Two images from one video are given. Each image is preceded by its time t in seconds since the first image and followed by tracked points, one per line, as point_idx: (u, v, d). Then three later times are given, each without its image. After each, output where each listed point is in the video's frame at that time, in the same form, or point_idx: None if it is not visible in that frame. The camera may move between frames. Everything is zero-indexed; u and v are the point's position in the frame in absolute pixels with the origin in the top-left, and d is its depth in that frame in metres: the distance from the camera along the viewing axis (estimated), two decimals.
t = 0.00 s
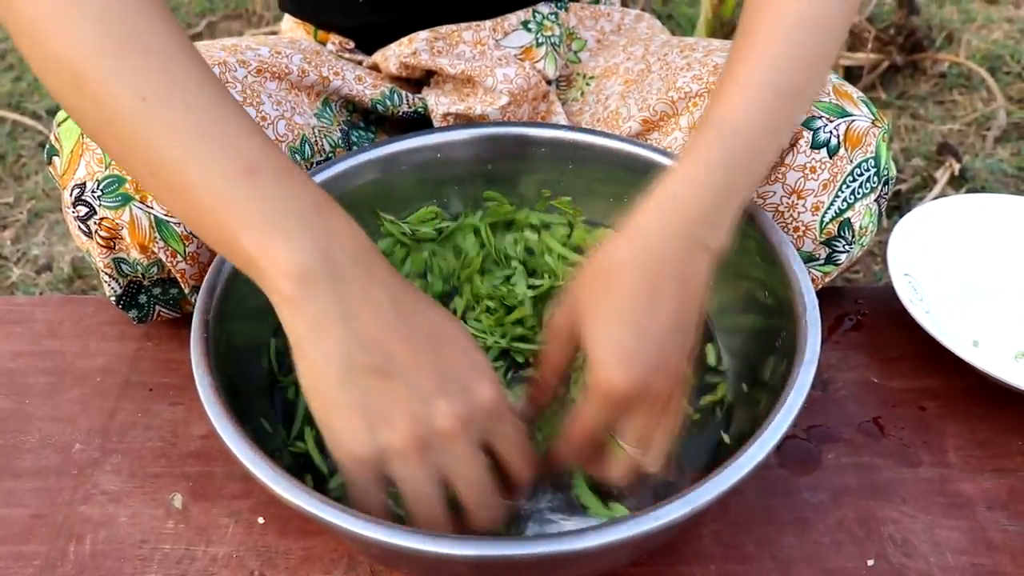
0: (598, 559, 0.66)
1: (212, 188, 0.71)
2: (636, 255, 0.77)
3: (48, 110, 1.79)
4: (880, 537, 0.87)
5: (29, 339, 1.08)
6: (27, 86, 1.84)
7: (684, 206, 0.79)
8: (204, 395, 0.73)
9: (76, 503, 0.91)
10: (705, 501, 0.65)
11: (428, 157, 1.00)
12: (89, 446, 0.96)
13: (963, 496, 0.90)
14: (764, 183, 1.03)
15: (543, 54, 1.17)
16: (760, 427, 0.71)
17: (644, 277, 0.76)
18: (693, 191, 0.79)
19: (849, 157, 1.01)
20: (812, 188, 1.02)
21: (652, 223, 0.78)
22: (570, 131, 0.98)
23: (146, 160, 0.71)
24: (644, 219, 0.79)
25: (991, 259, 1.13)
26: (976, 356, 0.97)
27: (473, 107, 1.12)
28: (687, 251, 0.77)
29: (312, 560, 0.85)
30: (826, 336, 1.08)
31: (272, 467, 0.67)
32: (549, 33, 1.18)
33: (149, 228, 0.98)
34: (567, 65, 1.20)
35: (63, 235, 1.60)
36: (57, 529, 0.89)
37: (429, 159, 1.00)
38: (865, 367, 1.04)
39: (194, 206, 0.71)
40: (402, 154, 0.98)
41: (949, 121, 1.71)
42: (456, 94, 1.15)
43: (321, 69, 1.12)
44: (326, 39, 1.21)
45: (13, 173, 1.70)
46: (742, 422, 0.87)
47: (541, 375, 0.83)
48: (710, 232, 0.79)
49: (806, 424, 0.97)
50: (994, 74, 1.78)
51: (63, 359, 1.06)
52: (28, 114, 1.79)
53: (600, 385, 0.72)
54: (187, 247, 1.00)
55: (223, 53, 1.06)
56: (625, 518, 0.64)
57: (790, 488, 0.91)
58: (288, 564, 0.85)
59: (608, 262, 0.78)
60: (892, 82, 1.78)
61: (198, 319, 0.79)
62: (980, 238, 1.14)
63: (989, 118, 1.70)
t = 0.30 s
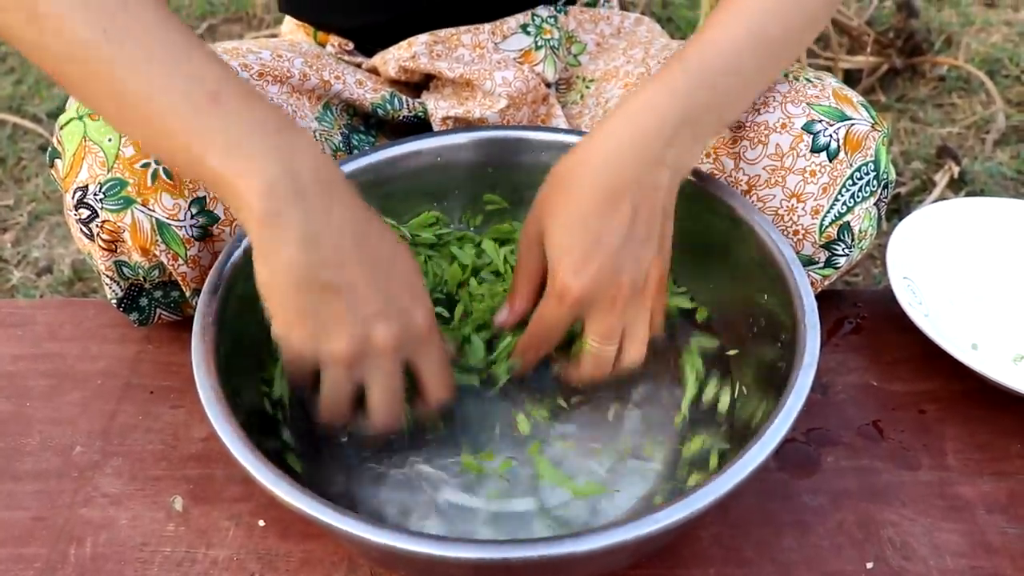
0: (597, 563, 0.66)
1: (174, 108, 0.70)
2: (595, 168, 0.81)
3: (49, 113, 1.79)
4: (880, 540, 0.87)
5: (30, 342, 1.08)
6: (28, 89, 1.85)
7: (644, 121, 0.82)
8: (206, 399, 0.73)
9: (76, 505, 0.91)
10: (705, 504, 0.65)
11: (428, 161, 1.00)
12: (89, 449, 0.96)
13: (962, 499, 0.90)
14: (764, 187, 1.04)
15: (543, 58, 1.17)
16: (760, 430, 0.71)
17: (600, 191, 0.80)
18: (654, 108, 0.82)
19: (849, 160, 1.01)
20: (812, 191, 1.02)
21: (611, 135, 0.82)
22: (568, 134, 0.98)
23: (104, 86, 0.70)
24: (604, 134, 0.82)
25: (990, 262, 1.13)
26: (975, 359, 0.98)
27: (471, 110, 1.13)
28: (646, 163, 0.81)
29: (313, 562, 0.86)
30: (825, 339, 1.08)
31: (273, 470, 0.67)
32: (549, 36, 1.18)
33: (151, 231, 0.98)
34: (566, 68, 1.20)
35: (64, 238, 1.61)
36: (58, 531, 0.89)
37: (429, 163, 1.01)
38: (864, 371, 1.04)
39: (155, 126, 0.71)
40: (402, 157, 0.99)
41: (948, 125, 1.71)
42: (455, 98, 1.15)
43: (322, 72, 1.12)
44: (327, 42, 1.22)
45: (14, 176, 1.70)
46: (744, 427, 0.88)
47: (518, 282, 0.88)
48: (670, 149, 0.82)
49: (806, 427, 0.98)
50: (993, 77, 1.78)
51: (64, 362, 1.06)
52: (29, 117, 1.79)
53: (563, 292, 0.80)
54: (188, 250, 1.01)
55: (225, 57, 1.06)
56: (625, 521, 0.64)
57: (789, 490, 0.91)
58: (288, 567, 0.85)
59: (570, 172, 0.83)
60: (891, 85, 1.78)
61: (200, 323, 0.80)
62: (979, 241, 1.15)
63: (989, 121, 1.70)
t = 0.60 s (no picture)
0: (596, 565, 0.66)
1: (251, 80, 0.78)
2: (583, 104, 0.89)
3: (49, 116, 1.80)
4: (879, 543, 0.87)
5: (30, 345, 1.08)
6: (28, 92, 1.85)
7: (639, 74, 0.91)
8: (206, 403, 0.73)
9: (77, 508, 0.91)
10: (704, 506, 0.65)
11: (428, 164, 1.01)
12: (90, 452, 0.96)
13: (961, 501, 0.91)
14: (764, 190, 1.03)
15: (544, 60, 1.17)
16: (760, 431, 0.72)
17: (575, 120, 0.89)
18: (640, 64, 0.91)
19: (848, 163, 1.01)
20: (812, 194, 1.02)
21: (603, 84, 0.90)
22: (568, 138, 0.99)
23: (167, 68, 0.77)
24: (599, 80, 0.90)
25: (990, 265, 1.13)
26: (973, 362, 0.98)
27: (474, 113, 1.13)
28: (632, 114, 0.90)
29: (313, 565, 0.86)
30: (824, 342, 1.08)
31: (273, 472, 0.68)
32: (551, 39, 1.18)
33: (151, 234, 0.99)
34: (568, 73, 1.19)
35: (64, 241, 1.61)
36: (58, 534, 0.89)
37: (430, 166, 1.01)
38: (864, 374, 1.04)
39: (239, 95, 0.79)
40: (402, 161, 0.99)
41: (947, 128, 1.71)
42: (457, 100, 1.16)
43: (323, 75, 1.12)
44: (328, 43, 1.22)
45: (14, 179, 1.70)
46: (744, 427, 0.88)
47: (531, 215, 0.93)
48: (661, 91, 0.92)
49: (805, 429, 0.98)
50: (992, 80, 1.78)
51: (64, 365, 1.06)
52: (30, 120, 1.80)
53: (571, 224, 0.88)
54: (189, 253, 1.01)
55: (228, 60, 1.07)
56: (624, 523, 0.65)
57: (788, 493, 0.91)
58: (288, 570, 0.86)
59: (552, 112, 0.90)
60: (890, 88, 1.79)
61: (201, 328, 0.80)
62: (978, 244, 1.15)
63: (988, 124, 1.70)
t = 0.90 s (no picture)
0: (595, 570, 0.66)
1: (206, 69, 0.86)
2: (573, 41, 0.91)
3: (50, 120, 1.80)
4: (877, 548, 0.87)
5: (31, 349, 1.08)
6: (29, 96, 1.85)
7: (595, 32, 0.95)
8: (207, 407, 0.73)
9: (77, 513, 0.91)
10: (703, 511, 0.66)
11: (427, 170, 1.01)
12: (90, 456, 0.96)
13: (960, 507, 0.91)
14: (763, 196, 1.04)
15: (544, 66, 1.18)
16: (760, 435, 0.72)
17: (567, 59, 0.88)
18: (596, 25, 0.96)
19: (846, 169, 1.02)
20: (810, 200, 1.02)
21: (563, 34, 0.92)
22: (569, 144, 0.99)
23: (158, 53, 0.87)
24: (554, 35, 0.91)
25: (989, 270, 1.14)
26: (972, 367, 0.98)
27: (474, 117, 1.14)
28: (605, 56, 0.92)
29: (314, 570, 0.86)
30: (823, 347, 1.08)
31: (273, 477, 0.68)
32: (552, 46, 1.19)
33: (152, 239, 0.99)
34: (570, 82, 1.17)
35: (65, 245, 1.61)
36: (59, 539, 0.89)
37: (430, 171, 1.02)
38: (863, 379, 1.04)
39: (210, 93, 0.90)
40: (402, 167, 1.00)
41: (946, 133, 1.71)
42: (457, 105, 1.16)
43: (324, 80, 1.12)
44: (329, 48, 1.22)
45: (15, 183, 1.70)
46: (744, 431, 0.88)
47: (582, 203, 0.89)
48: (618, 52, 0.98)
49: (804, 434, 0.98)
50: (991, 85, 1.79)
51: (65, 369, 1.06)
52: (30, 124, 1.80)
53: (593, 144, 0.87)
54: (190, 258, 1.01)
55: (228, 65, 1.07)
56: (624, 529, 0.65)
57: (787, 497, 0.92)
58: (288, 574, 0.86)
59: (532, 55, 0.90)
60: (889, 93, 1.79)
61: (202, 330, 0.80)
62: (978, 249, 1.15)
63: (986, 129, 1.71)
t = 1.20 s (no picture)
0: None
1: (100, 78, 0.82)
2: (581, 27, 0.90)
3: (50, 124, 1.80)
4: (877, 552, 0.87)
5: (33, 354, 1.09)
6: (30, 101, 1.86)
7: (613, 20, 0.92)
8: (207, 413, 0.73)
9: (78, 517, 0.91)
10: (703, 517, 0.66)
11: (428, 176, 1.02)
12: (91, 461, 0.97)
13: (960, 512, 0.91)
14: (762, 201, 1.04)
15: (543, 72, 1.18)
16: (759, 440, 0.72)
17: (570, 45, 0.89)
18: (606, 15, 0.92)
19: (845, 174, 1.02)
20: (809, 205, 1.02)
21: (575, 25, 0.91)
22: (567, 150, 1.01)
23: (63, 57, 0.84)
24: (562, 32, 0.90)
25: (988, 275, 1.14)
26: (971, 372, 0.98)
27: (472, 124, 1.14)
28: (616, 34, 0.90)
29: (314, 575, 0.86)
30: (822, 352, 1.09)
31: (273, 481, 0.68)
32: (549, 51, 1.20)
33: (153, 244, 0.99)
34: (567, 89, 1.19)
35: (65, 249, 1.61)
36: (60, 544, 0.89)
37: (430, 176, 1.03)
38: (862, 384, 1.04)
39: (110, 106, 0.85)
40: (402, 172, 1.00)
41: (946, 138, 1.71)
42: (455, 111, 1.16)
43: (324, 86, 1.12)
44: (328, 54, 1.21)
45: (16, 188, 1.70)
46: (743, 435, 0.88)
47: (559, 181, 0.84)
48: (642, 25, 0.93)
49: (804, 439, 0.98)
50: (990, 90, 1.79)
51: (66, 374, 1.06)
52: (30, 128, 1.80)
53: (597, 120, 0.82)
54: (190, 262, 1.01)
55: (228, 71, 1.07)
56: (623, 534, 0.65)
57: (786, 502, 0.92)
58: None
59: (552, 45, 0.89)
60: (888, 98, 1.79)
61: (203, 335, 0.80)
62: (977, 254, 1.15)
63: (986, 133, 1.71)
